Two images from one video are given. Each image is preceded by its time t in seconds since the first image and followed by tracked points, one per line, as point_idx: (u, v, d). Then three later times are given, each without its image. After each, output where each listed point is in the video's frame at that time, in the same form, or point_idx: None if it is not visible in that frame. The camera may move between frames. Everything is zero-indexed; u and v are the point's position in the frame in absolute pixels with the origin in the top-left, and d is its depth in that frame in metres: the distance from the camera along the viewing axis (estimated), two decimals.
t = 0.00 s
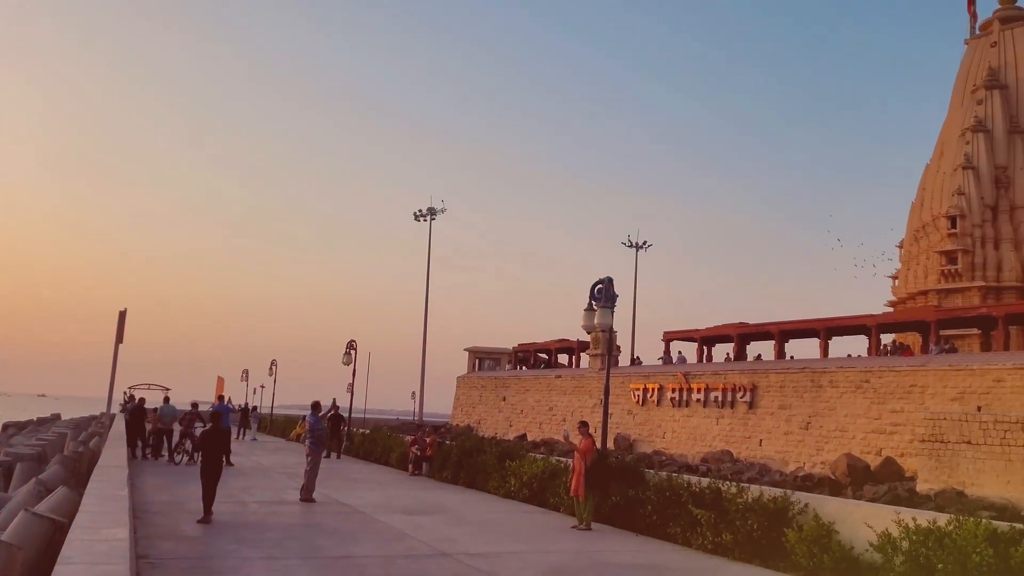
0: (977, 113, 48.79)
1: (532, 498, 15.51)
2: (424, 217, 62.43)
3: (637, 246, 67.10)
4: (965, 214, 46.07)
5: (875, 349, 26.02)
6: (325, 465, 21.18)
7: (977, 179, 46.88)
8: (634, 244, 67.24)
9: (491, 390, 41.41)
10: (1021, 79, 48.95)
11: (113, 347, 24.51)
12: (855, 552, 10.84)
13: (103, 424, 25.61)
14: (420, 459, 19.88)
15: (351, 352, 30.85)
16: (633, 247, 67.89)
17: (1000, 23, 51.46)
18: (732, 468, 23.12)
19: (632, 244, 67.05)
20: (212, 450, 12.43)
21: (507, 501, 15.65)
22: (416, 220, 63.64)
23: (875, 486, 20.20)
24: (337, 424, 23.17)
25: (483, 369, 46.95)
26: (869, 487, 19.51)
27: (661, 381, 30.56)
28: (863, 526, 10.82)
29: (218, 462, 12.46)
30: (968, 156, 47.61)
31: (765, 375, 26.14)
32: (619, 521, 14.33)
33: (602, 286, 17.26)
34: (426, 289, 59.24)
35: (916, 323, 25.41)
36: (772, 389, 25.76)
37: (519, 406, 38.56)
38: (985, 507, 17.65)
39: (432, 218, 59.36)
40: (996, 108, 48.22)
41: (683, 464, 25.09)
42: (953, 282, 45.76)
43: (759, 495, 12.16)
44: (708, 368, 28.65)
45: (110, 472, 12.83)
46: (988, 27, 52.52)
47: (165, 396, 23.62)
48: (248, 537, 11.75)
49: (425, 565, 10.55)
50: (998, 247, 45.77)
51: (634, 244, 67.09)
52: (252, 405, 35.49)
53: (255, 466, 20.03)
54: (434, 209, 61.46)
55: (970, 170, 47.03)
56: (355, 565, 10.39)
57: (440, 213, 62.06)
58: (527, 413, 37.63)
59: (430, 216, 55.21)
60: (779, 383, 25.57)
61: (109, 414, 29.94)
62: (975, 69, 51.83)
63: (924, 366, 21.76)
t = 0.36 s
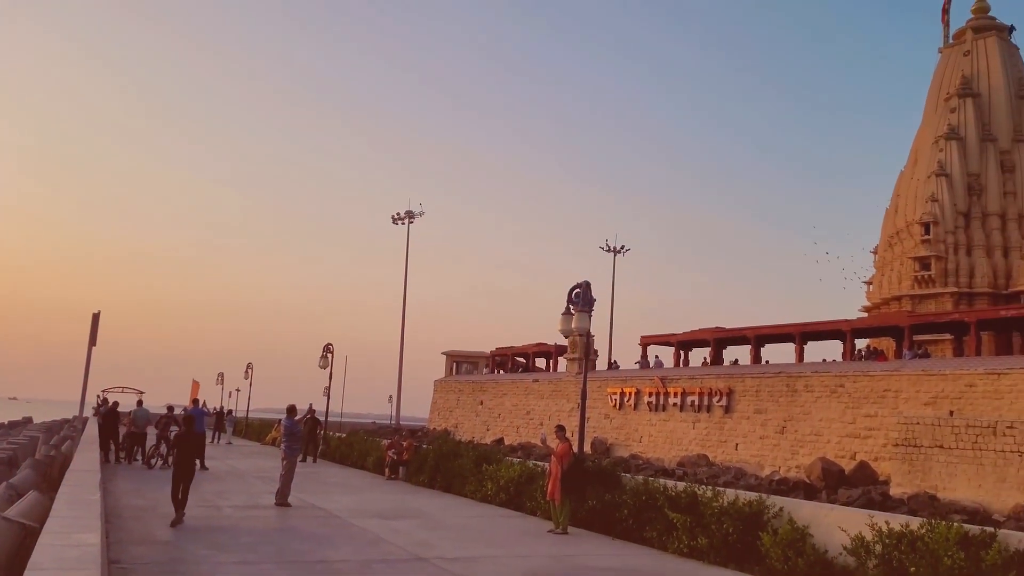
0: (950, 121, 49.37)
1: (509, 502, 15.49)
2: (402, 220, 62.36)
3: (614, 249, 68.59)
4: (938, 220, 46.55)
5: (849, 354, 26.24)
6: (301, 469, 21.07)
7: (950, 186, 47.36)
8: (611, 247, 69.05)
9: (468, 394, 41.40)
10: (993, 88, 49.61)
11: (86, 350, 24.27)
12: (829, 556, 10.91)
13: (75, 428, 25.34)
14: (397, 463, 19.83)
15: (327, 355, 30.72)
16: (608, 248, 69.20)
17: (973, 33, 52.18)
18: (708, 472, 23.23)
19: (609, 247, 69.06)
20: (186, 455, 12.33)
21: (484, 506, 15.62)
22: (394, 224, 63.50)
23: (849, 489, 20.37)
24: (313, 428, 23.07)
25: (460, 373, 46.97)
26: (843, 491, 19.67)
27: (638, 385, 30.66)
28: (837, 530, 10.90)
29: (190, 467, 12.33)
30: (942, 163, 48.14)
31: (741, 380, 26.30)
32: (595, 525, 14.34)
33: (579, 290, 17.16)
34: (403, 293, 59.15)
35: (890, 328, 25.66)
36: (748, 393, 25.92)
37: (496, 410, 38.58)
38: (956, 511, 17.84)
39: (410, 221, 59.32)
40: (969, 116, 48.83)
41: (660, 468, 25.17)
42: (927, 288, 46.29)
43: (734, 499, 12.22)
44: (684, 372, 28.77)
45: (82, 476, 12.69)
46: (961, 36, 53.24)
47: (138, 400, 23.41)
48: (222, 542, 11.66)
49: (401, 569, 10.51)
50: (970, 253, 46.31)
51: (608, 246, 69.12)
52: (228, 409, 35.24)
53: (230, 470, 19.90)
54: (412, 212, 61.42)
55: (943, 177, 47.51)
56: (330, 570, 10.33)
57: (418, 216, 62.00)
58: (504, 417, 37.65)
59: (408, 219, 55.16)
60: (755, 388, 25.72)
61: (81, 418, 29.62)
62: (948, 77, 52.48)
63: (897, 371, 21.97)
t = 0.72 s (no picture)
0: (927, 128, 49.88)
1: (488, 505, 15.46)
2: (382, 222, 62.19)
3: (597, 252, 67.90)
4: (915, 227, 46.97)
5: (827, 358, 26.42)
6: (278, 473, 20.94)
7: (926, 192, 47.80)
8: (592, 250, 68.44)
9: (448, 397, 41.33)
10: (969, 96, 50.18)
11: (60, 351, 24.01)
12: (805, 559, 10.98)
13: (49, 430, 25.04)
14: (376, 466, 19.75)
15: (306, 358, 30.56)
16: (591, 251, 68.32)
17: (949, 41, 52.79)
18: (687, 475, 23.31)
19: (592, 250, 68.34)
20: (161, 455, 12.24)
21: (462, 509, 15.59)
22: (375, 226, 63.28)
23: (827, 493, 20.49)
24: (291, 431, 22.93)
25: (440, 376, 46.89)
26: (821, 495, 19.81)
27: (617, 388, 30.73)
28: (814, 533, 10.97)
29: (165, 468, 12.21)
30: (919, 170, 48.61)
31: (719, 384, 26.42)
32: (574, 528, 14.34)
33: (557, 292, 17.09)
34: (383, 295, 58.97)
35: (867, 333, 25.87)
36: (727, 398, 26.04)
37: (476, 412, 38.53)
38: (932, 514, 18.00)
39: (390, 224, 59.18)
40: (945, 123, 49.36)
41: (639, 471, 25.23)
42: (903, 293, 46.74)
43: (712, 502, 12.27)
44: (663, 376, 28.87)
45: (55, 479, 12.55)
46: (937, 44, 53.85)
47: (114, 402, 23.19)
48: (199, 545, 11.56)
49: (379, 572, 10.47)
50: (946, 259, 46.78)
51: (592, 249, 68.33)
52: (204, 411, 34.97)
53: (206, 473, 19.74)
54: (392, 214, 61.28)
55: (919, 184, 47.95)
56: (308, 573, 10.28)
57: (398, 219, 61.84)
58: (484, 420, 37.61)
59: (388, 221, 55.01)
60: (733, 392, 25.85)
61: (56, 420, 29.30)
62: (925, 85, 53.03)
63: (874, 376, 22.15)
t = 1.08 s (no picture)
0: (901, 134, 50.39)
1: (464, 509, 15.43)
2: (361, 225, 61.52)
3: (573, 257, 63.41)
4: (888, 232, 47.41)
5: (801, 362, 26.61)
6: (253, 476, 20.79)
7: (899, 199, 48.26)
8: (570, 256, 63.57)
9: (425, 401, 41.21)
10: (942, 104, 50.75)
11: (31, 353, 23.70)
12: (779, 562, 11.04)
13: (19, 433, 24.72)
14: (351, 469, 19.66)
15: (282, 360, 30.39)
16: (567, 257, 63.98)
17: (923, 49, 53.40)
18: (663, 478, 23.38)
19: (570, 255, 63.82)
20: (131, 460, 12.14)
21: (438, 513, 15.55)
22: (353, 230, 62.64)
23: (801, 496, 20.63)
24: (266, 434, 22.77)
25: (417, 379, 46.73)
26: (795, 498, 19.95)
27: (594, 392, 30.79)
28: (788, 536, 11.03)
29: (135, 472, 12.11)
30: (892, 176, 49.10)
31: (695, 388, 26.55)
32: (551, 531, 14.36)
33: (534, 299, 17.05)
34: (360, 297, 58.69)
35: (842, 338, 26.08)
36: (703, 402, 26.17)
37: (452, 416, 38.44)
38: (904, 517, 18.15)
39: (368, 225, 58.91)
40: (918, 130, 49.90)
41: (615, 475, 25.30)
42: (877, 298, 47.19)
43: (687, 505, 12.31)
44: (640, 379, 28.96)
45: (25, 483, 12.40)
46: (911, 52, 54.44)
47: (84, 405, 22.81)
48: (173, 549, 11.47)
49: None
50: (919, 265, 47.27)
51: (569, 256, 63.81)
52: (178, 414, 34.65)
53: (180, 477, 19.58)
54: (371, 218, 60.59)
55: (893, 190, 48.40)
56: None
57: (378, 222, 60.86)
58: (461, 424, 37.55)
59: (365, 224, 54.80)
60: (709, 396, 25.99)
61: (27, 423, 28.91)
62: (899, 92, 53.59)
63: (848, 380, 22.33)
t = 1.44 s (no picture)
0: (878, 139, 50.85)
1: (443, 512, 15.42)
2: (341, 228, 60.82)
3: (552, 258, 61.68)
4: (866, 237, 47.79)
5: (779, 365, 26.79)
6: (230, 479, 20.65)
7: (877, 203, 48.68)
8: (552, 258, 61.83)
9: (405, 403, 41.10)
10: (919, 109, 51.28)
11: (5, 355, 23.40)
12: (756, 564, 11.10)
13: None
14: (330, 472, 19.58)
15: (260, 362, 30.20)
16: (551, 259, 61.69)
17: (900, 55, 53.94)
18: (642, 481, 23.43)
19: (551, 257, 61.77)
20: (101, 463, 12.05)
21: (417, 515, 15.52)
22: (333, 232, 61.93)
23: (778, 498, 20.75)
24: (244, 436, 22.62)
25: (396, 382, 46.58)
26: (772, 500, 20.05)
27: (573, 395, 30.83)
28: (766, 538, 11.09)
29: (105, 474, 12.01)
30: (870, 180, 49.53)
31: (674, 390, 26.65)
32: (530, 534, 14.36)
33: (514, 301, 16.97)
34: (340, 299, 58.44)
35: (819, 340, 26.27)
36: (682, 404, 26.27)
37: (432, 418, 38.36)
38: (880, 519, 18.29)
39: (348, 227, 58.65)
40: (895, 136, 50.38)
41: (595, 477, 25.31)
42: (854, 302, 47.56)
43: (666, 508, 12.34)
44: (619, 382, 29.02)
45: None
46: (888, 58, 54.97)
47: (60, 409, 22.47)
48: (149, 553, 11.38)
49: None
50: (896, 269, 47.69)
51: (552, 257, 61.73)
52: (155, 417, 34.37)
53: (156, 480, 19.41)
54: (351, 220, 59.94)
55: (870, 195, 48.81)
56: None
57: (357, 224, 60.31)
58: (440, 426, 37.47)
59: (345, 225, 54.62)
60: (688, 398, 26.09)
61: None
62: (876, 97, 54.09)
63: (826, 383, 22.48)
